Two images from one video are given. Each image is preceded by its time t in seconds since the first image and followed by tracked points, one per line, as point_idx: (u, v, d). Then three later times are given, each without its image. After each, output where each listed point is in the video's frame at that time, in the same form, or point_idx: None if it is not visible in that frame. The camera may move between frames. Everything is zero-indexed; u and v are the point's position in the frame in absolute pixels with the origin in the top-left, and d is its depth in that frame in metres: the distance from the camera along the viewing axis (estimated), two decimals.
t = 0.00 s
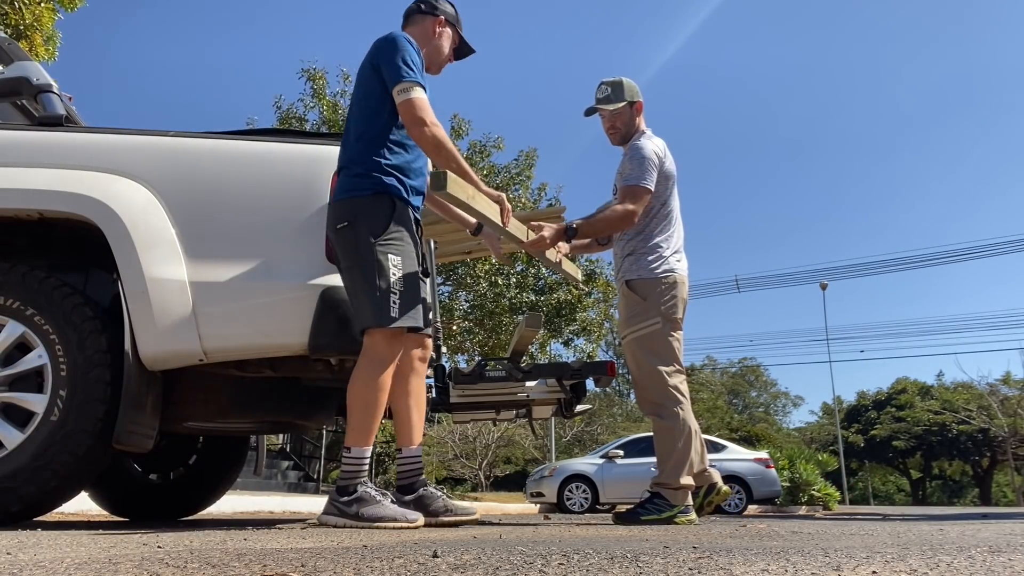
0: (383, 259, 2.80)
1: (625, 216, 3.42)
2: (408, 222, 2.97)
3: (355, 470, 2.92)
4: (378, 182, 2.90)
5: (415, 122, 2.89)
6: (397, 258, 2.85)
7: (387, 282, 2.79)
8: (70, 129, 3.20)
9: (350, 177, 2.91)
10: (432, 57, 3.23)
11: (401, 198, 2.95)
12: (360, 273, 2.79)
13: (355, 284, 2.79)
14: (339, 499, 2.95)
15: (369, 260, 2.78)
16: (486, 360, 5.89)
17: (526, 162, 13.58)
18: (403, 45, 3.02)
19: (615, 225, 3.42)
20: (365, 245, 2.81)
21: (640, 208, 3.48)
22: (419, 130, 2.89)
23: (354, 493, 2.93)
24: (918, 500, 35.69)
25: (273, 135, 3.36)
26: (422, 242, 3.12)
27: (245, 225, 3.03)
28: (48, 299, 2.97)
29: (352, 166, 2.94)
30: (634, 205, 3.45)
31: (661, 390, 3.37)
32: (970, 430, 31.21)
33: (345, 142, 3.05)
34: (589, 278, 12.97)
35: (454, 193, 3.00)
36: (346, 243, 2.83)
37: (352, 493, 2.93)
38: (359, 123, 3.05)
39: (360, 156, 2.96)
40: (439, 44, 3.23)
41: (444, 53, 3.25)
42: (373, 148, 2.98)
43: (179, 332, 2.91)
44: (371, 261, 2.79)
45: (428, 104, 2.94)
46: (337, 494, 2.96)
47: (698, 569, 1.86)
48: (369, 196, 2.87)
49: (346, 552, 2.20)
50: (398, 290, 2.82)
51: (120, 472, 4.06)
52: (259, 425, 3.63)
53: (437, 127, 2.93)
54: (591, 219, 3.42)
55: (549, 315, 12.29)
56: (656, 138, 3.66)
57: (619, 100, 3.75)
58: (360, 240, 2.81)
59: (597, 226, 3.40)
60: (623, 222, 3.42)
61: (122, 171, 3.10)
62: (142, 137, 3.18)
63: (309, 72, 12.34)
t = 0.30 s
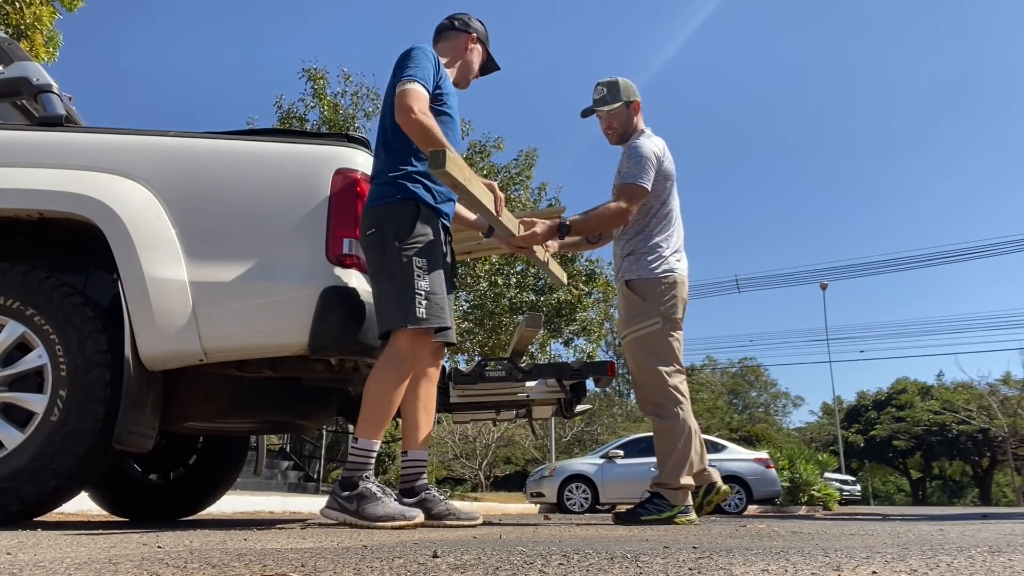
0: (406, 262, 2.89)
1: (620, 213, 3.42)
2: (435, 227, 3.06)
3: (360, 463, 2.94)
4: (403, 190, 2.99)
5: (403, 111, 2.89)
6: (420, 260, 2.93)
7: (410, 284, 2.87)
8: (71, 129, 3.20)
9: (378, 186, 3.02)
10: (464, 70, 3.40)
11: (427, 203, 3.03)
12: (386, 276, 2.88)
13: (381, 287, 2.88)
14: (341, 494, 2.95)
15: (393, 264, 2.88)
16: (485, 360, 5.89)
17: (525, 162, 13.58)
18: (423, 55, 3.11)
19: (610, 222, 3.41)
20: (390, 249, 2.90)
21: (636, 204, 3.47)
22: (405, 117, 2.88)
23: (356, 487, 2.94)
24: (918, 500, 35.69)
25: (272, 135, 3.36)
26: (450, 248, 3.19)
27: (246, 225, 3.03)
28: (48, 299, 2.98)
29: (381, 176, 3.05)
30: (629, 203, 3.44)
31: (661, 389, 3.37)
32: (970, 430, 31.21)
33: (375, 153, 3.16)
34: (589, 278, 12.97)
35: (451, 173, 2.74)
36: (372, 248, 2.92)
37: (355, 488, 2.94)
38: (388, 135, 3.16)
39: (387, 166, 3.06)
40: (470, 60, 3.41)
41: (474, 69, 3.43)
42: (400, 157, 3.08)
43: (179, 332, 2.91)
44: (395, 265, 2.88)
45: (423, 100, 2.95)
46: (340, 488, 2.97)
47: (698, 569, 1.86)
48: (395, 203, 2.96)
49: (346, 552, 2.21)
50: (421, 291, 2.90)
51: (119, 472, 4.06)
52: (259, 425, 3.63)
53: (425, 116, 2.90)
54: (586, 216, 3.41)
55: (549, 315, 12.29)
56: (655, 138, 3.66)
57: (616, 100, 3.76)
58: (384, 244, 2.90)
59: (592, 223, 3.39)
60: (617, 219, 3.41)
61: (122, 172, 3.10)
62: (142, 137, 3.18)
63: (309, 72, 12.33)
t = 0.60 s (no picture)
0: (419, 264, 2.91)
1: (632, 214, 3.42)
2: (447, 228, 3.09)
3: (359, 459, 2.92)
4: (417, 191, 3.02)
5: (396, 99, 2.88)
6: (434, 262, 2.94)
7: (424, 284, 2.89)
8: (71, 129, 3.20)
9: (391, 186, 3.03)
10: (468, 70, 3.40)
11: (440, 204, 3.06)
12: (399, 277, 2.90)
13: (394, 285, 2.89)
14: (337, 491, 2.92)
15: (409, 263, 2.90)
16: (485, 360, 5.89)
17: (526, 162, 13.59)
18: (435, 54, 3.13)
19: (619, 223, 3.42)
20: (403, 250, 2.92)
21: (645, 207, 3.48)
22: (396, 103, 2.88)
23: (353, 485, 2.91)
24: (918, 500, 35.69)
25: (272, 135, 3.35)
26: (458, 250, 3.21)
27: (246, 225, 3.03)
28: (48, 299, 2.98)
29: (392, 175, 3.06)
30: (640, 204, 3.45)
31: (662, 389, 3.37)
32: (970, 430, 31.20)
33: (386, 151, 3.17)
34: (589, 278, 12.96)
35: (454, 184, 2.75)
36: (384, 248, 2.94)
37: (352, 486, 2.91)
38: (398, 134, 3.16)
39: (399, 165, 3.07)
40: (473, 60, 3.42)
41: (476, 69, 3.44)
42: (415, 156, 3.10)
43: (180, 332, 2.92)
44: (408, 266, 2.90)
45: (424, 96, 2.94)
46: (337, 484, 2.93)
47: (698, 569, 1.86)
48: (409, 204, 2.98)
49: (346, 552, 2.20)
50: (434, 292, 2.92)
51: (120, 472, 4.06)
52: (259, 425, 3.62)
53: (417, 106, 2.89)
54: (594, 216, 3.41)
55: (549, 315, 12.29)
56: (656, 138, 3.66)
57: (617, 99, 3.76)
58: (399, 244, 2.92)
59: (603, 222, 3.40)
60: (628, 219, 3.42)
61: (123, 172, 3.10)
62: (142, 137, 3.18)
63: (310, 72, 12.32)
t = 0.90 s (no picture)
0: (417, 270, 2.90)
1: (623, 201, 3.40)
2: (444, 232, 3.07)
3: (350, 466, 2.92)
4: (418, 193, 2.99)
5: (406, 85, 2.85)
6: (432, 270, 2.93)
7: (420, 292, 2.88)
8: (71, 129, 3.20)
9: (393, 185, 3.00)
10: (472, 72, 3.40)
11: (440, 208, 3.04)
12: (395, 282, 2.88)
13: (392, 292, 2.87)
14: (331, 500, 2.93)
15: (407, 269, 2.89)
16: (486, 360, 5.89)
17: (526, 162, 13.59)
18: (445, 52, 3.13)
19: (611, 211, 3.39)
20: (402, 255, 2.90)
21: (638, 200, 3.45)
22: (404, 89, 2.84)
23: (347, 493, 2.92)
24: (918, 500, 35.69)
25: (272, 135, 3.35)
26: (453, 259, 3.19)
27: (246, 225, 3.03)
28: (48, 299, 2.98)
29: (394, 175, 3.04)
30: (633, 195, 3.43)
31: (662, 390, 3.37)
32: (970, 430, 31.20)
33: (388, 150, 3.14)
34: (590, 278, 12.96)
35: (454, 160, 2.71)
36: (381, 250, 2.93)
37: (345, 494, 2.91)
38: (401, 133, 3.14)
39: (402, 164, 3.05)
40: (476, 62, 3.42)
41: (478, 71, 3.45)
42: (417, 156, 3.08)
43: (180, 332, 2.92)
44: (405, 271, 2.88)
45: (434, 85, 2.93)
46: (331, 494, 2.94)
47: (698, 569, 1.86)
48: (410, 206, 2.96)
49: (346, 552, 2.20)
50: (429, 300, 2.91)
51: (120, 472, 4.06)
52: (259, 425, 3.62)
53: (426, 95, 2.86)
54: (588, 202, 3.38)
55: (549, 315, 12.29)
56: (659, 138, 3.66)
57: (619, 98, 3.76)
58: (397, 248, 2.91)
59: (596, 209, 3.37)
60: (619, 206, 3.38)
61: (123, 172, 3.10)
62: (142, 137, 3.18)
63: (310, 72, 12.32)
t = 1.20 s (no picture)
0: (430, 271, 2.93)
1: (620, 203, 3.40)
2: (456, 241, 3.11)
3: (353, 464, 2.90)
4: (434, 200, 3.03)
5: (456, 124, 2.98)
6: (443, 272, 2.97)
7: (431, 293, 2.92)
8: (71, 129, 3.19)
9: (410, 190, 3.04)
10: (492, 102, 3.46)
11: (454, 218, 3.09)
12: (407, 281, 2.91)
13: (403, 292, 2.91)
14: (333, 496, 2.90)
15: (420, 272, 2.92)
16: (486, 361, 5.89)
17: (526, 162, 13.60)
18: (479, 76, 3.23)
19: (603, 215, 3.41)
20: (415, 255, 2.94)
21: (635, 200, 3.44)
22: (455, 126, 2.97)
23: (349, 490, 2.89)
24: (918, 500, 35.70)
25: (271, 135, 3.35)
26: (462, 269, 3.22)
27: (246, 225, 3.03)
28: (48, 299, 2.98)
29: (412, 181, 3.08)
30: (630, 193, 3.42)
31: (661, 390, 3.37)
32: (970, 431, 31.19)
33: (406, 155, 3.21)
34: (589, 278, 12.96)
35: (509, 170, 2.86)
36: (394, 251, 2.96)
37: (347, 491, 2.89)
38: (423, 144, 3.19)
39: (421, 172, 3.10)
40: (496, 93, 3.48)
41: (498, 101, 3.51)
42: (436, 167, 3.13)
43: (180, 333, 2.92)
44: (417, 272, 2.92)
45: (475, 117, 3.06)
46: (333, 490, 2.91)
47: (698, 569, 1.86)
48: (425, 211, 3.00)
49: (347, 552, 2.21)
50: (439, 302, 2.94)
51: (120, 472, 4.06)
52: (260, 425, 3.62)
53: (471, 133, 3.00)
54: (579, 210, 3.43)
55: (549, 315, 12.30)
56: (658, 137, 3.65)
57: (612, 102, 3.78)
58: (410, 249, 2.94)
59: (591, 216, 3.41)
60: (613, 210, 3.40)
61: (123, 172, 3.10)
62: (141, 137, 3.18)
63: (310, 72, 12.32)
